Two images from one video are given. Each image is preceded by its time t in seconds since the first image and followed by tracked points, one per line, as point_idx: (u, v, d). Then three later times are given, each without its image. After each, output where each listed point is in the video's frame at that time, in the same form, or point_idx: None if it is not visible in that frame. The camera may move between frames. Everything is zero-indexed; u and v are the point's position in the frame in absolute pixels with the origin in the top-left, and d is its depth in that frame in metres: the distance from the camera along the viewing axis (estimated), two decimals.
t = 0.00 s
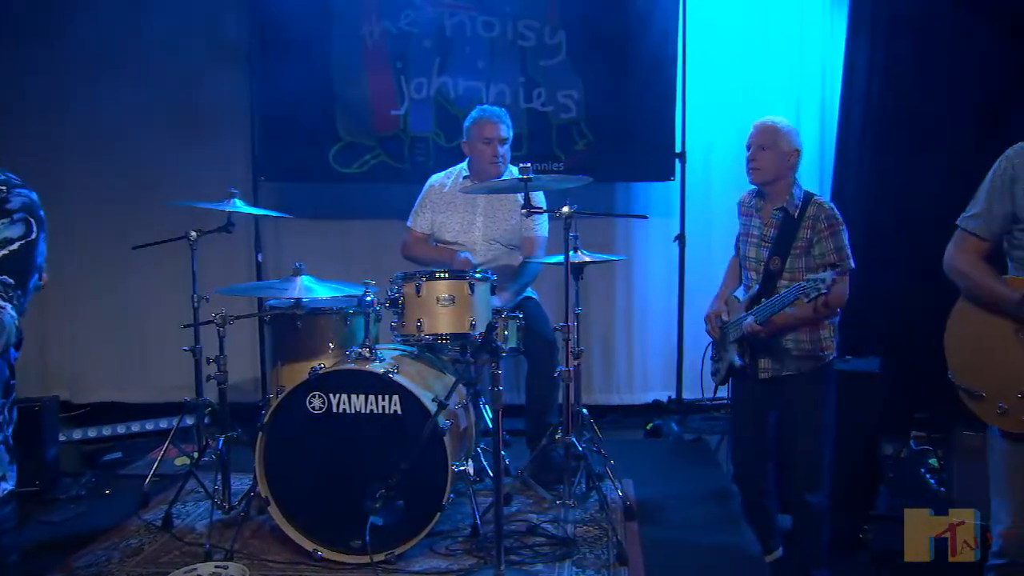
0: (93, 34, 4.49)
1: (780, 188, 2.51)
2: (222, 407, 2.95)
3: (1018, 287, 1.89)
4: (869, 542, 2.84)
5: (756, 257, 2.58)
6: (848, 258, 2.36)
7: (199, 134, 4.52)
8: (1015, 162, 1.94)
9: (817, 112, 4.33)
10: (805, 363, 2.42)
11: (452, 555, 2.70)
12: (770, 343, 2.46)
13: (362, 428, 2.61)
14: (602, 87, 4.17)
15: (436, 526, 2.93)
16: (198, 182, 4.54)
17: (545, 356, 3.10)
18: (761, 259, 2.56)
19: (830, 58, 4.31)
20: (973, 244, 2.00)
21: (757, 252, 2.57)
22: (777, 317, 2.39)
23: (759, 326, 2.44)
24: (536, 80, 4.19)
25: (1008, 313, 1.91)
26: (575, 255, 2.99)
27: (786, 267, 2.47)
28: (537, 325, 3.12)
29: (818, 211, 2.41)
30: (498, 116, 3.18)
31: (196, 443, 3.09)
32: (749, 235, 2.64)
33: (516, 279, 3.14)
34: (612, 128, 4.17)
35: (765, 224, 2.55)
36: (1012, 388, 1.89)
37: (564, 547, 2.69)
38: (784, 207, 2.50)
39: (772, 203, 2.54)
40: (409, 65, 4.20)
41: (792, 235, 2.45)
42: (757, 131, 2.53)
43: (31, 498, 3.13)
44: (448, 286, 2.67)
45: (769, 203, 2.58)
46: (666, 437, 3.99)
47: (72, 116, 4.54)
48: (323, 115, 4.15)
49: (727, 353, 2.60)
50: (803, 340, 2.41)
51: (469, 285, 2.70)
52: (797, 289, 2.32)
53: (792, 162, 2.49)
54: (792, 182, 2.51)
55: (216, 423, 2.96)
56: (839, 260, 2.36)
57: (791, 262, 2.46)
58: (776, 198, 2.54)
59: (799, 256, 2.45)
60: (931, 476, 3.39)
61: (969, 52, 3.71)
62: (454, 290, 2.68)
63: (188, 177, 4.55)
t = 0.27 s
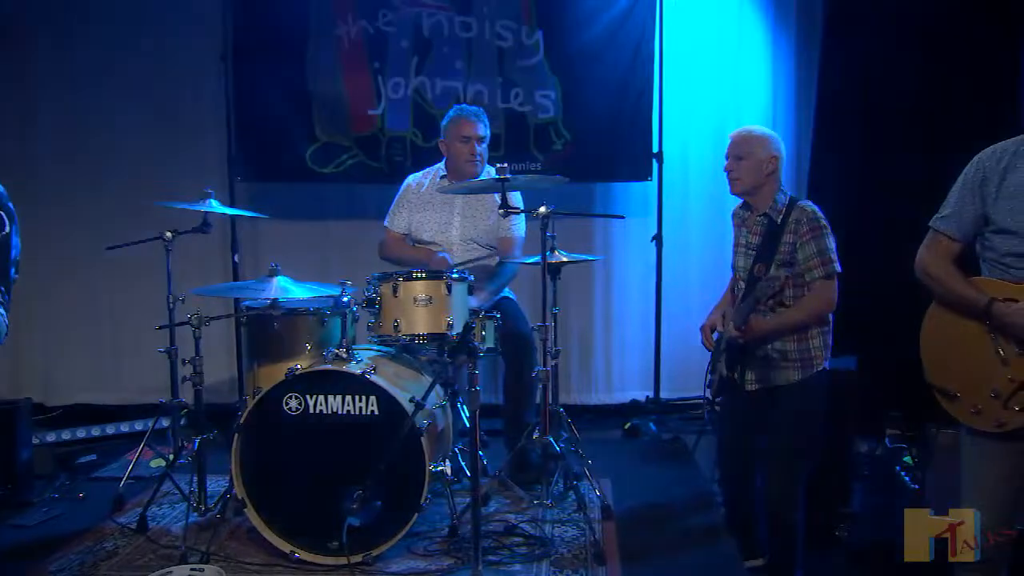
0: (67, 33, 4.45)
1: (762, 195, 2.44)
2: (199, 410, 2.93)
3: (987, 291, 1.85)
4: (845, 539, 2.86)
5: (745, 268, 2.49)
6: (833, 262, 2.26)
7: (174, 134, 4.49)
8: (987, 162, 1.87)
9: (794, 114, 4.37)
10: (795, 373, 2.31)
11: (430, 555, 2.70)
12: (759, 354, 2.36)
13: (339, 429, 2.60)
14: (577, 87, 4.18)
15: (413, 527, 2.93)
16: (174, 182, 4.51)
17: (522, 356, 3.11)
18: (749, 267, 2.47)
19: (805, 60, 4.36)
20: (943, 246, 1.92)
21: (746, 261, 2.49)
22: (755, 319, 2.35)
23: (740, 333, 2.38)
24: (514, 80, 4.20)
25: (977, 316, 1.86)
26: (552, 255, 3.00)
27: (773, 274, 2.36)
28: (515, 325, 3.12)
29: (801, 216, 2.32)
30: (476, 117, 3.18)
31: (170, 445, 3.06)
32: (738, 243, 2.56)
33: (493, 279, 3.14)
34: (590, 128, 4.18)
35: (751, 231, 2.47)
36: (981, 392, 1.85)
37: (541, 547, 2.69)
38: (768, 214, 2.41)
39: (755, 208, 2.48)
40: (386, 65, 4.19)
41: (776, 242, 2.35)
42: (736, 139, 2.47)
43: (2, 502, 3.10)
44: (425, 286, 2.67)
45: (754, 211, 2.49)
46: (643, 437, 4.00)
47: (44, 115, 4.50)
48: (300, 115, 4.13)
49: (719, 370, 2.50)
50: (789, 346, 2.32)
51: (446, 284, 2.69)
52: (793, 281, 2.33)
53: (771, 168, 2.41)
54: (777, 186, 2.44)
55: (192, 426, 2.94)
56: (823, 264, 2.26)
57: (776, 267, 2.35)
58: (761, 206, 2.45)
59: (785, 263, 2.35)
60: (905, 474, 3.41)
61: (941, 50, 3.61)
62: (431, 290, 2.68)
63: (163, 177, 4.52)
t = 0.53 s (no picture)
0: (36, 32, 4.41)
1: (734, 187, 2.40)
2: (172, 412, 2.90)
3: (957, 288, 1.85)
4: (819, 537, 2.88)
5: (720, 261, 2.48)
6: (801, 249, 2.26)
7: (146, 133, 4.46)
8: (958, 162, 1.89)
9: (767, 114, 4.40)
10: (770, 364, 2.30)
11: (405, 556, 2.70)
12: (735, 346, 2.36)
13: (313, 430, 2.59)
14: (552, 87, 4.19)
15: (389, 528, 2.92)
16: (146, 183, 4.48)
17: (497, 356, 3.11)
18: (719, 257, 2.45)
19: (778, 61, 4.39)
20: (915, 244, 1.94)
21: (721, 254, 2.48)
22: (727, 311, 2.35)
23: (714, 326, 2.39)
24: (489, 80, 4.20)
25: (945, 313, 1.86)
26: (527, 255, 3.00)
27: (744, 264, 2.37)
28: (490, 326, 3.12)
29: (770, 204, 2.32)
30: (450, 116, 3.18)
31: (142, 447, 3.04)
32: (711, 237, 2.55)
33: (468, 279, 3.14)
34: (565, 129, 4.18)
35: (724, 222, 2.44)
36: (953, 387, 1.84)
37: (516, 548, 2.68)
38: (740, 204, 2.39)
39: (727, 200, 2.44)
40: (361, 65, 4.18)
41: (747, 231, 2.34)
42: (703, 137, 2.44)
43: None
44: (399, 286, 2.66)
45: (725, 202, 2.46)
46: (619, 436, 4.02)
47: (13, 115, 4.45)
48: (274, 114, 4.11)
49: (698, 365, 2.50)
50: (764, 337, 2.32)
51: (421, 285, 2.69)
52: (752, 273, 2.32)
53: (738, 159, 2.38)
54: (749, 177, 2.39)
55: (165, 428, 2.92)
56: (791, 251, 2.26)
57: (747, 257, 2.36)
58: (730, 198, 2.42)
59: (755, 253, 2.35)
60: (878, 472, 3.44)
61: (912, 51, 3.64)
62: (406, 291, 2.67)
63: (135, 178, 4.48)
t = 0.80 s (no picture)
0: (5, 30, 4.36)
1: (700, 189, 2.43)
2: (143, 413, 2.88)
3: (929, 287, 1.87)
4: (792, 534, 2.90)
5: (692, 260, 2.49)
6: (764, 245, 2.26)
7: (118, 133, 4.42)
8: (926, 163, 1.90)
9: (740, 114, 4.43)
10: (738, 360, 2.32)
11: (380, 557, 2.69)
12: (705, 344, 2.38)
13: (287, 431, 2.57)
14: (526, 88, 4.19)
15: (363, 529, 2.91)
16: (117, 182, 4.44)
17: (471, 355, 3.12)
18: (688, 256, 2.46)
19: (751, 62, 4.42)
20: (884, 243, 1.96)
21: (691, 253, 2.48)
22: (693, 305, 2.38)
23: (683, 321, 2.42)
24: (463, 80, 4.20)
25: (917, 312, 1.88)
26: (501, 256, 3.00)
27: (710, 261, 2.38)
28: (464, 326, 3.12)
29: (735, 201, 2.33)
30: (424, 116, 3.17)
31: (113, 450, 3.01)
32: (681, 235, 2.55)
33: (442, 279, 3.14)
34: (540, 129, 4.18)
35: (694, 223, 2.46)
36: (921, 384, 1.87)
37: (491, 548, 2.68)
38: (706, 203, 2.41)
39: (696, 201, 2.46)
40: (335, 64, 4.16)
41: (712, 228, 2.36)
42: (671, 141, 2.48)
43: None
44: (373, 286, 2.65)
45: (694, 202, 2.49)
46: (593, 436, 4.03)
47: None
48: (247, 114, 4.09)
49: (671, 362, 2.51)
50: (732, 334, 2.33)
51: (395, 285, 2.68)
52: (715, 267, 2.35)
53: (703, 161, 2.40)
54: (716, 177, 2.41)
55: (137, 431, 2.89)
56: (753, 246, 2.26)
57: (715, 254, 2.37)
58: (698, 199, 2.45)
59: (722, 249, 2.36)
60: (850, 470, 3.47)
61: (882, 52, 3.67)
62: (380, 291, 2.67)
63: (106, 178, 4.44)
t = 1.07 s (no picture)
0: None
1: (668, 199, 2.43)
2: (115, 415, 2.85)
3: (898, 286, 1.89)
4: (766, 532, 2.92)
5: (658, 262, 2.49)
6: (732, 257, 2.28)
7: (89, 132, 4.38)
8: (895, 164, 1.92)
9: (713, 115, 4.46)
10: (702, 369, 2.34)
11: (355, 559, 2.68)
12: (669, 351, 2.38)
13: (260, 433, 2.56)
14: (501, 88, 4.19)
15: (338, 531, 2.90)
16: (88, 182, 4.39)
17: (446, 356, 3.11)
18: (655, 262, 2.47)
19: (725, 62, 4.44)
20: (854, 244, 1.97)
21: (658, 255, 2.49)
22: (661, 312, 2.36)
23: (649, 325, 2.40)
24: (437, 80, 4.20)
25: (886, 312, 1.90)
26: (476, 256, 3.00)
27: (679, 269, 2.39)
28: (439, 327, 3.12)
29: (705, 213, 2.36)
30: (398, 117, 3.16)
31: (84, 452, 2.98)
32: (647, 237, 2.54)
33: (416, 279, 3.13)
34: (515, 129, 4.18)
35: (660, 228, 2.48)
36: (891, 385, 1.88)
37: (466, 549, 2.67)
38: (674, 213, 2.43)
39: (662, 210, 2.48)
40: (308, 64, 4.14)
41: (681, 235, 2.38)
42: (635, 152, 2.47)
43: None
44: (347, 287, 2.65)
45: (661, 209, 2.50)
46: (568, 436, 4.04)
47: None
48: (220, 114, 4.06)
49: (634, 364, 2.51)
50: (698, 343, 2.34)
51: (369, 285, 2.68)
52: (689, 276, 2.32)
53: (671, 171, 2.40)
54: (684, 189, 2.43)
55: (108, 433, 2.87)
56: (722, 259, 2.28)
57: (682, 263, 2.38)
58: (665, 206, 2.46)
59: (691, 258, 2.37)
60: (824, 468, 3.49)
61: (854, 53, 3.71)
62: (354, 292, 2.66)
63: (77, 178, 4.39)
